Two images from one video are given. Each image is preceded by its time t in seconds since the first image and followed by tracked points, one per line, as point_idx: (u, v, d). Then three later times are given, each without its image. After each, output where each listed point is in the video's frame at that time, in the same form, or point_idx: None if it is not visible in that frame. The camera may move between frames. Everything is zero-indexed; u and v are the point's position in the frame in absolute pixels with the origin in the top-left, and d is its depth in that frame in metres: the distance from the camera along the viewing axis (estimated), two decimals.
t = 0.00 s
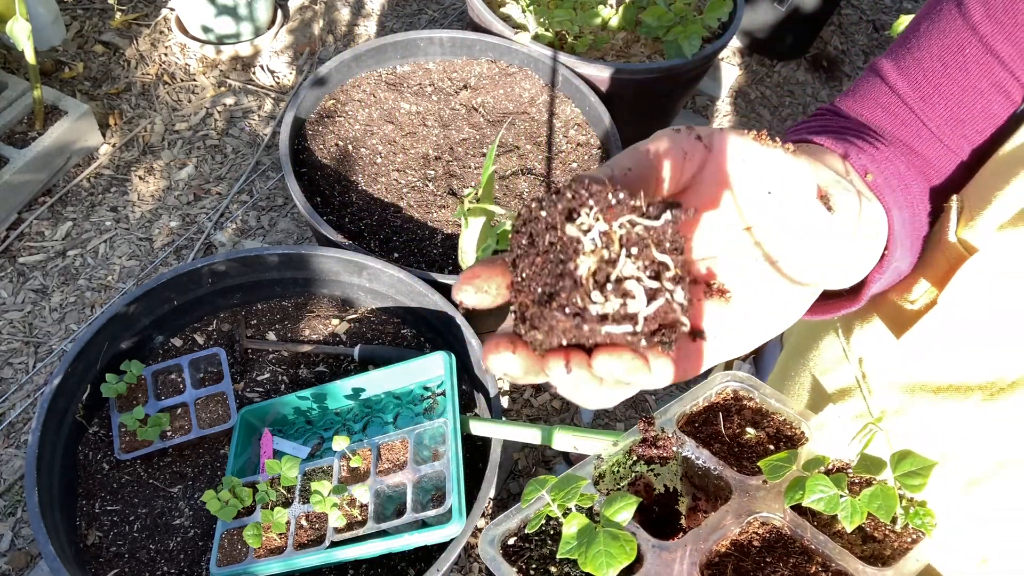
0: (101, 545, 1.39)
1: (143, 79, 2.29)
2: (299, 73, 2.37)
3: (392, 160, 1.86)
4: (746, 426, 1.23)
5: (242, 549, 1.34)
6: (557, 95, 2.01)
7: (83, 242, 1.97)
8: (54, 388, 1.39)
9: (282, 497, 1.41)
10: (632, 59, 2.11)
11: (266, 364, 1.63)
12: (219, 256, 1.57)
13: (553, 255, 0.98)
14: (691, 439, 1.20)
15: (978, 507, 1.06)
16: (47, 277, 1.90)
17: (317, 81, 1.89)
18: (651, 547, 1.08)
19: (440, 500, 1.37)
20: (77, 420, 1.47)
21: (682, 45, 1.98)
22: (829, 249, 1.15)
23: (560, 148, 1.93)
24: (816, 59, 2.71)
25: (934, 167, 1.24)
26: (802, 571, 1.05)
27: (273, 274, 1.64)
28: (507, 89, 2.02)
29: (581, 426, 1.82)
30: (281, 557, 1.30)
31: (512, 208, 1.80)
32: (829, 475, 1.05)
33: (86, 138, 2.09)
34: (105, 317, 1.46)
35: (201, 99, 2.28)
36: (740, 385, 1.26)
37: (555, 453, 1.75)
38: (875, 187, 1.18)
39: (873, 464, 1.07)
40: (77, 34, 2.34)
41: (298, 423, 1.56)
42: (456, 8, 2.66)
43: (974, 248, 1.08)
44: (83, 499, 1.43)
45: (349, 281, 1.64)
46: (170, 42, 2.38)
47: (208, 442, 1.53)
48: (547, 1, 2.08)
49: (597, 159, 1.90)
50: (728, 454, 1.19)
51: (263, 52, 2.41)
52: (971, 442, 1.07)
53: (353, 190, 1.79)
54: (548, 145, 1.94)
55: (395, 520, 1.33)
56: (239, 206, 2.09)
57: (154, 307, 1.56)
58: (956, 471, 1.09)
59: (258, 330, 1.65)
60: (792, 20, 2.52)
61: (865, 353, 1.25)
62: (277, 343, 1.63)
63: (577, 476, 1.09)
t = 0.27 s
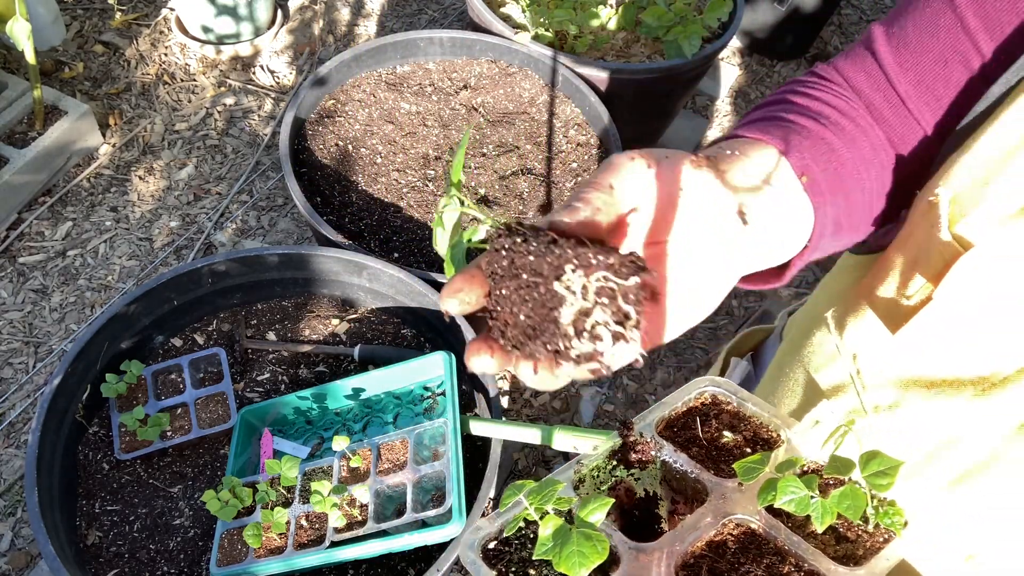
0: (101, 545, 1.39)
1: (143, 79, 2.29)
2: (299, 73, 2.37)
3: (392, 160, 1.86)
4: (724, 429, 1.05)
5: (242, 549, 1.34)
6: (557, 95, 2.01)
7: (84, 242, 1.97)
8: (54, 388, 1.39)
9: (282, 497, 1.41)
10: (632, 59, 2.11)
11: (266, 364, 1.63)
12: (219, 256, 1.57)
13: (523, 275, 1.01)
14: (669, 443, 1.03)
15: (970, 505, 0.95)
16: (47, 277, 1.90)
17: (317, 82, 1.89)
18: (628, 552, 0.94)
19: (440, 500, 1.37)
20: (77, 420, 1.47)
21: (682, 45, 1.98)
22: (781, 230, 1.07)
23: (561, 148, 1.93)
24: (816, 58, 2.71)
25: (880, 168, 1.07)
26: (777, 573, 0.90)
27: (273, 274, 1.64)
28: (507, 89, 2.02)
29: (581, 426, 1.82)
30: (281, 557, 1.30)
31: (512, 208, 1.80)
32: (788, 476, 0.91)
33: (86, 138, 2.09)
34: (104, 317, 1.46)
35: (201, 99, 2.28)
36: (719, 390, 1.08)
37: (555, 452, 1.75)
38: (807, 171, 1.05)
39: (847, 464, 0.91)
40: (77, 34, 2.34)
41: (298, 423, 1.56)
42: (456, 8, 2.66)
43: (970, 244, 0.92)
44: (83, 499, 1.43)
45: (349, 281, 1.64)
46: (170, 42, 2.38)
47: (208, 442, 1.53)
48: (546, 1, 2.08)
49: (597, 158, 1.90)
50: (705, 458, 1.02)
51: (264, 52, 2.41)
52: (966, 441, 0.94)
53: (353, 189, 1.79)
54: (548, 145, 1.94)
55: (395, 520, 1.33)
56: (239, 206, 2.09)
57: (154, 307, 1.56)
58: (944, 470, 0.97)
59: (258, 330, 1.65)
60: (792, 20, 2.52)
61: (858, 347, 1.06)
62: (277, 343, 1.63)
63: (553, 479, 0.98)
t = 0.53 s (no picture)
0: (101, 545, 1.39)
1: (143, 79, 2.29)
2: (299, 73, 2.37)
3: (392, 160, 1.86)
4: (678, 393, 0.97)
5: (242, 549, 1.34)
6: (557, 95, 2.01)
7: (84, 242, 1.97)
8: (54, 388, 1.39)
9: (282, 497, 1.41)
10: (632, 59, 2.11)
11: (266, 364, 1.63)
12: (219, 256, 1.57)
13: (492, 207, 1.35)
14: (624, 403, 0.95)
15: (962, 500, 0.76)
16: (47, 277, 1.90)
17: (317, 82, 1.89)
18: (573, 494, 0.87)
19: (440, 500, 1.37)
20: (77, 420, 1.47)
21: (682, 45, 1.98)
22: (736, 187, 1.06)
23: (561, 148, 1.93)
24: (816, 58, 2.71)
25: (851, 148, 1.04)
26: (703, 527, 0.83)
27: (273, 274, 1.63)
28: (507, 90, 2.02)
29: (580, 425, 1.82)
30: (281, 557, 1.30)
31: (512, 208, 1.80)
32: (712, 432, 0.86)
33: (86, 138, 2.09)
34: (104, 317, 1.46)
35: (201, 99, 2.28)
36: (679, 356, 1.00)
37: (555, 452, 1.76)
38: (769, 137, 1.04)
39: (775, 428, 0.85)
40: (77, 34, 2.34)
41: (298, 423, 1.56)
42: (456, 8, 2.66)
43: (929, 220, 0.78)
44: (83, 499, 1.43)
45: (349, 281, 1.64)
46: (170, 42, 2.38)
47: (208, 442, 1.53)
48: (546, 2, 2.08)
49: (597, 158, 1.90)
50: (656, 419, 0.94)
51: (264, 52, 2.41)
52: (930, 418, 0.78)
53: (353, 189, 1.78)
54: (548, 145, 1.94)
55: (395, 520, 1.32)
56: (239, 205, 2.09)
57: (154, 307, 1.56)
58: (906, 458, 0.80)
59: (258, 330, 1.65)
60: (792, 20, 2.52)
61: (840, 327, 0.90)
62: (277, 343, 1.63)
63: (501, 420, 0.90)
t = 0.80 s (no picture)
0: (101, 545, 1.39)
1: (143, 79, 2.29)
2: (299, 73, 2.37)
3: (392, 160, 1.86)
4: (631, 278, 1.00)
5: (242, 548, 1.34)
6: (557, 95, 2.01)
7: (84, 242, 1.97)
8: (54, 388, 1.38)
9: (282, 497, 1.41)
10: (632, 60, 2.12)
11: (266, 364, 1.63)
12: (219, 256, 1.57)
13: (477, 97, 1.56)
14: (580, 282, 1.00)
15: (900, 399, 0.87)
16: (47, 277, 1.90)
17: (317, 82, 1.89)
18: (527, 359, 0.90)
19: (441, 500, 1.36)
20: (77, 420, 1.47)
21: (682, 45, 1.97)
22: (694, 111, 1.25)
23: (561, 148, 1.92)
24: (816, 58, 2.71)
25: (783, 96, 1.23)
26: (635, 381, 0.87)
27: (273, 274, 1.63)
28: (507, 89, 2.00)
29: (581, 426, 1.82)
30: (281, 557, 1.30)
31: (512, 208, 1.80)
32: (654, 292, 0.92)
33: (86, 138, 2.09)
34: (104, 317, 1.46)
35: (201, 99, 2.28)
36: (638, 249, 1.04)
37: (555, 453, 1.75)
38: (725, 75, 1.22)
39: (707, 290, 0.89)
40: (77, 34, 2.34)
41: (298, 423, 1.56)
42: (456, 8, 2.66)
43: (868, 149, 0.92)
44: (83, 499, 1.43)
45: (349, 281, 1.64)
46: (170, 42, 2.38)
47: (208, 442, 1.53)
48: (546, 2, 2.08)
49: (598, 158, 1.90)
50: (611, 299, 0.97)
51: (263, 53, 2.41)
52: (868, 328, 0.89)
53: (352, 189, 1.78)
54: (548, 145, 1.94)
55: (395, 520, 1.32)
56: (239, 205, 2.09)
57: (154, 307, 1.56)
58: (853, 369, 0.91)
59: (258, 330, 1.65)
60: (792, 20, 2.52)
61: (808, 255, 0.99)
62: (277, 343, 1.63)
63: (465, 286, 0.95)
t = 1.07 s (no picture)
0: (101, 545, 1.39)
1: (143, 79, 2.29)
2: (299, 73, 2.37)
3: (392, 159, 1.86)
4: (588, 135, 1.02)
5: (242, 548, 1.34)
6: (558, 95, 2.01)
7: (83, 242, 1.97)
8: (54, 388, 1.38)
9: (282, 497, 1.41)
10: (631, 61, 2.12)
11: (266, 364, 1.63)
12: (219, 256, 1.57)
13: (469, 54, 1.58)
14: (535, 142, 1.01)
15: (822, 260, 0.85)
16: (47, 277, 1.90)
17: (317, 81, 1.89)
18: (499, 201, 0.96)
19: (440, 500, 1.36)
20: (77, 420, 1.47)
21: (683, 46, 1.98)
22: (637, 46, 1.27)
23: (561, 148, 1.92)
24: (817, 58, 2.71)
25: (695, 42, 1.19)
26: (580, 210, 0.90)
27: (272, 274, 1.63)
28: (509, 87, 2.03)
29: (580, 426, 1.82)
30: (281, 557, 1.30)
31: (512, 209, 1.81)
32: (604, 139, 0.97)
33: (85, 138, 2.09)
34: (104, 317, 1.46)
35: (201, 99, 2.28)
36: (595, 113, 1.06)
37: (555, 452, 1.76)
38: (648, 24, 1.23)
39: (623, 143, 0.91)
40: (77, 34, 2.34)
41: (298, 423, 1.56)
42: (456, 8, 2.66)
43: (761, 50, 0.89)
44: (83, 499, 1.43)
45: (350, 280, 1.64)
46: (170, 42, 2.38)
47: (208, 442, 1.53)
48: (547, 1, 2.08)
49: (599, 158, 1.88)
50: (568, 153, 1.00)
51: (263, 52, 2.41)
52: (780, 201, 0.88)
53: (352, 190, 1.78)
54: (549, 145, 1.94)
55: (395, 520, 1.32)
56: (239, 205, 2.09)
57: (154, 307, 1.56)
58: (779, 240, 0.90)
59: (258, 330, 1.65)
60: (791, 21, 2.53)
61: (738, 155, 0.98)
62: (277, 343, 1.63)
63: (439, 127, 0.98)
